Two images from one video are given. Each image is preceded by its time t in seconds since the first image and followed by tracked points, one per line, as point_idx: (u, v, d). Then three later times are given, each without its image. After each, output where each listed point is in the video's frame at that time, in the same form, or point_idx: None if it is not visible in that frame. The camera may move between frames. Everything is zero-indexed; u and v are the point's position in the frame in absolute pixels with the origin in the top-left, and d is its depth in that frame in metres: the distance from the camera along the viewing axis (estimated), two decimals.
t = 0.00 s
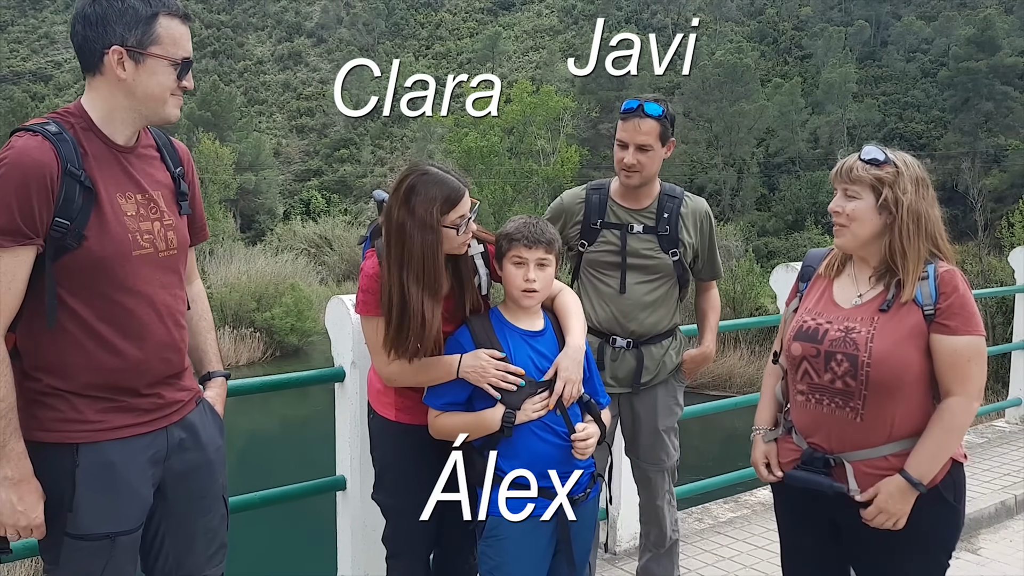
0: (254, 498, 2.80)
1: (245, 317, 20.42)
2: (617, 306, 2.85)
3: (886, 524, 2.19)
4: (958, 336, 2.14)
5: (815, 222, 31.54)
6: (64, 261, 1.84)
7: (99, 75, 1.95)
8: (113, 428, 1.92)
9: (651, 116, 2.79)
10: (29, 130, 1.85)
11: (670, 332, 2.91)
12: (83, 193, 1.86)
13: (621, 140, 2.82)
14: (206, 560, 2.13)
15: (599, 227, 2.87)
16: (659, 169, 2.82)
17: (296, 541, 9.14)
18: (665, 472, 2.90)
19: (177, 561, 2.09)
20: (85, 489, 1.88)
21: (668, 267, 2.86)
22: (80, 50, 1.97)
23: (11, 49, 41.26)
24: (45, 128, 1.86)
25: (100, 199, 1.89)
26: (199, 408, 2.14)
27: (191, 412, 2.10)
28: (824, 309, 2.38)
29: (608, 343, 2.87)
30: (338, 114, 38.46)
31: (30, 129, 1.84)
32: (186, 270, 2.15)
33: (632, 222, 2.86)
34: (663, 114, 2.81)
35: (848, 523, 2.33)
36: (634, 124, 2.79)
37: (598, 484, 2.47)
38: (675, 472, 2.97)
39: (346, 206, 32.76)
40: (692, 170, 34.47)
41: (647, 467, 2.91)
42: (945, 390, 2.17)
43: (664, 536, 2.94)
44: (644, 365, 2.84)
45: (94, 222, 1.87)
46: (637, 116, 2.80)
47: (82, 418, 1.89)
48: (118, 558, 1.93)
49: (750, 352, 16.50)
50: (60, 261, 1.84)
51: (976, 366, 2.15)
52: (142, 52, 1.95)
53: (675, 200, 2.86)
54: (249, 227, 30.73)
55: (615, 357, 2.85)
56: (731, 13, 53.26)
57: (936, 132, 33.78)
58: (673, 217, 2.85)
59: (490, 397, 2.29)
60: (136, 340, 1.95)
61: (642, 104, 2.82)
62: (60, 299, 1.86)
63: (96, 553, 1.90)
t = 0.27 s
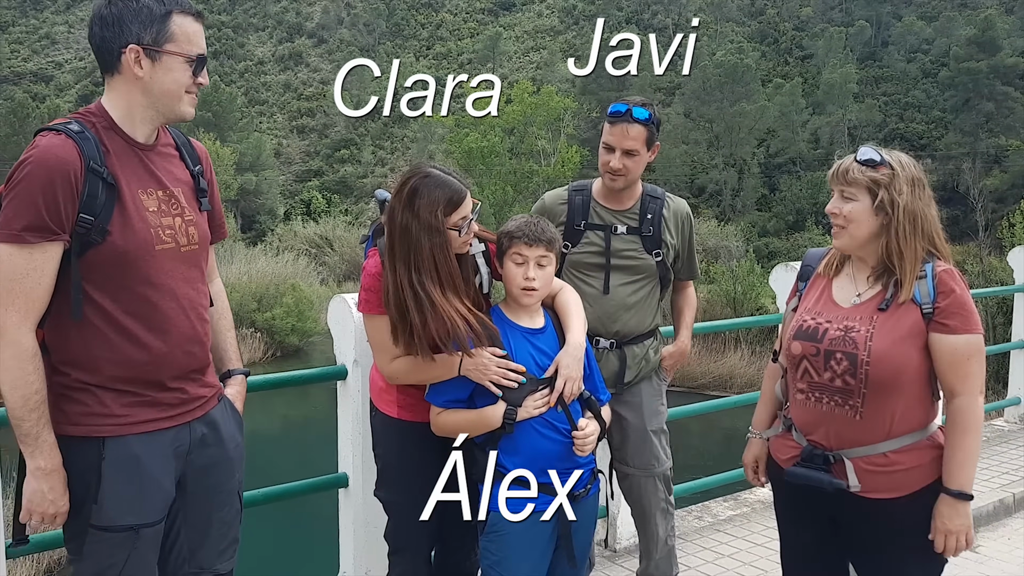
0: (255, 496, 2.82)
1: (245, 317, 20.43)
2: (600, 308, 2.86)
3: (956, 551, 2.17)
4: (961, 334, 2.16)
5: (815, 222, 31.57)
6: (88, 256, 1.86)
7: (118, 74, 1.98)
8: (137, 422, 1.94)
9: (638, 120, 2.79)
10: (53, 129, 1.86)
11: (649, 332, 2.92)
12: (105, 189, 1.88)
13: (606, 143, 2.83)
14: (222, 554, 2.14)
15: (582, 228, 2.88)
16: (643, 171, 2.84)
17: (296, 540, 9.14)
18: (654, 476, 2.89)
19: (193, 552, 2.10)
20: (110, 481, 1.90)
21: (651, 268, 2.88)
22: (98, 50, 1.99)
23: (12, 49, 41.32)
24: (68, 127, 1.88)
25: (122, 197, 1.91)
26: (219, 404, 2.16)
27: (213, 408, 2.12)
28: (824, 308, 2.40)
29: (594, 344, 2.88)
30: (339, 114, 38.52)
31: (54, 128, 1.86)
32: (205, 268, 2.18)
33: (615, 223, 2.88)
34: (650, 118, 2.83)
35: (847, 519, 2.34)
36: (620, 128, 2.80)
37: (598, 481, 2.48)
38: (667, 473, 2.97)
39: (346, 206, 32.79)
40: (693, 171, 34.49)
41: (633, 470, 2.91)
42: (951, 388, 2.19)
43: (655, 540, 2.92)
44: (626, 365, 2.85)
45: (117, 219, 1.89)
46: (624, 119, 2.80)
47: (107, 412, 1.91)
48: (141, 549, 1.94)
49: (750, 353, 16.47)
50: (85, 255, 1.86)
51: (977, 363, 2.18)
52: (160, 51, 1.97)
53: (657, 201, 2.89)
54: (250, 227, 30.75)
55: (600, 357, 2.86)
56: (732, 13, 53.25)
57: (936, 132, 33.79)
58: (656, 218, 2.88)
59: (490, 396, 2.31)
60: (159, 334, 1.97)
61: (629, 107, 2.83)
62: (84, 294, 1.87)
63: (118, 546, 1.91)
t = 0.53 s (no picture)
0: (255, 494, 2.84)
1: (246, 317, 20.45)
2: (604, 308, 2.87)
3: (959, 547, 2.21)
4: (959, 333, 2.18)
5: (816, 223, 31.60)
6: (110, 255, 1.88)
7: (139, 77, 2.00)
8: (156, 418, 1.95)
9: (639, 122, 2.78)
10: (76, 131, 1.88)
11: (652, 331, 2.93)
12: (127, 189, 1.90)
13: (608, 144, 2.82)
14: (232, 551, 2.14)
15: (585, 228, 2.88)
16: (644, 171, 2.84)
17: (297, 540, 9.15)
18: (654, 474, 2.91)
19: (203, 546, 2.10)
20: (129, 478, 1.91)
21: (654, 266, 2.89)
22: (120, 54, 2.01)
23: (13, 50, 41.40)
24: (91, 128, 1.90)
25: (143, 196, 1.93)
26: (236, 401, 2.17)
27: (230, 405, 2.14)
28: (821, 308, 2.42)
29: (597, 343, 2.89)
30: (340, 115, 38.59)
31: (77, 130, 1.88)
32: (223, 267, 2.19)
33: (617, 223, 2.88)
34: (650, 120, 2.81)
35: (844, 516, 2.36)
36: (621, 130, 2.78)
37: (598, 479, 2.50)
38: (664, 470, 2.99)
39: (347, 206, 32.82)
40: (694, 171, 34.52)
41: (634, 469, 2.92)
42: (950, 386, 2.22)
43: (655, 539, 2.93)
44: (631, 363, 2.86)
45: (140, 218, 1.91)
46: (625, 121, 2.79)
47: (128, 408, 1.93)
48: (156, 544, 1.95)
49: (750, 353, 16.50)
50: (108, 254, 1.88)
51: (976, 362, 2.20)
52: (179, 53, 2.00)
53: (658, 200, 2.90)
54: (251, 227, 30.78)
55: (604, 356, 2.87)
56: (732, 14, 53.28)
57: (937, 133, 33.81)
58: (658, 217, 2.89)
59: (490, 394, 2.32)
60: (180, 331, 1.99)
61: (631, 108, 2.81)
62: (107, 291, 1.89)
63: (134, 540, 1.92)
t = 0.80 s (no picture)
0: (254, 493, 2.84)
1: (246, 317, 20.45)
2: (613, 307, 2.85)
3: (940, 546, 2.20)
4: (955, 332, 2.18)
5: (817, 223, 31.59)
6: (126, 254, 1.87)
7: (155, 78, 1.99)
8: (168, 416, 1.93)
9: (643, 121, 2.77)
10: (92, 131, 1.87)
11: (662, 331, 2.92)
12: (143, 189, 1.88)
13: (612, 144, 2.81)
14: (237, 548, 2.13)
15: (593, 230, 2.87)
16: (649, 171, 2.84)
17: (297, 540, 9.15)
18: (658, 471, 2.93)
19: (209, 541, 2.08)
20: (140, 476, 1.89)
21: (662, 265, 2.88)
22: (137, 55, 2.00)
23: (14, 50, 41.46)
24: (109, 129, 1.89)
25: (159, 196, 1.92)
26: (246, 400, 2.15)
27: (240, 404, 2.12)
28: (819, 307, 2.43)
29: (606, 343, 2.87)
30: (340, 115, 38.64)
31: (93, 130, 1.87)
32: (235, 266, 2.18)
33: (625, 222, 2.87)
34: (654, 120, 2.80)
35: (841, 515, 2.37)
36: (625, 129, 2.77)
37: (598, 478, 2.50)
38: (668, 469, 2.99)
39: (347, 206, 32.82)
40: (695, 171, 34.51)
41: (640, 465, 2.94)
42: (946, 386, 2.22)
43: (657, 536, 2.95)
44: (641, 362, 2.85)
45: (155, 217, 1.90)
46: (628, 121, 2.78)
47: (141, 406, 1.91)
48: (165, 540, 1.93)
49: (752, 353, 16.47)
50: (123, 254, 1.86)
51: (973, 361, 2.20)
52: (196, 55, 1.98)
53: (665, 199, 2.88)
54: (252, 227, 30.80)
55: (613, 356, 2.86)
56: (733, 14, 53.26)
57: (938, 133, 33.78)
58: (665, 216, 2.87)
59: (490, 393, 2.33)
60: (194, 329, 1.98)
61: (634, 109, 2.80)
62: (123, 291, 1.88)
63: (144, 537, 1.90)
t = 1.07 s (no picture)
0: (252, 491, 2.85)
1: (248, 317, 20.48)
2: (619, 306, 2.84)
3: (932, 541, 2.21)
4: (952, 331, 2.18)
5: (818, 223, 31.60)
6: (133, 253, 1.86)
7: (164, 79, 1.97)
8: (171, 416, 1.92)
9: (647, 122, 2.76)
10: (102, 130, 1.86)
11: (670, 331, 2.91)
12: (153, 189, 1.87)
13: (616, 144, 2.81)
14: (237, 547, 2.12)
15: (597, 229, 2.86)
16: (653, 171, 2.82)
17: (298, 539, 9.14)
18: (661, 470, 2.93)
19: (210, 541, 2.08)
20: (144, 475, 1.88)
21: (668, 264, 2.86)
22: (146, 56, 1.98)
23: (16, 50, 41.56)
24: (119, 129, 1.88)
25: (167, 197, 1.91)
26: (249, 400, 2.14)
27: (244, 404, 2.11)
28: (817, 307, 2.43)
29: (612, 343, 2.87)
30: (342, 115, 38.73)
31: (102, 130, 1.86)
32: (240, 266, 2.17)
33: (629, 222, 2.86)
34: (659, 120, 2.79)
35: (840, 515, 2.37)
36: (629, 130, 2.76)
37: (596, 477, 2.50)
38: (671, 469, 2.99)
39: (349, 207, 32.85)
40: (696, 171, 34.54)
41: (642, 464, 2.95)
42: (944, 384, 2.21)
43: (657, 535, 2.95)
44: (646, 363, 2.85)
45: (163, 217, 1.89)
46: (632, 121, 2.77)
47: (145, 405, 1.90)
48: (167, 540, 1.91)
49: (753, 354, 16.46)
50: (130, 253, 1.85)
51: (970, 361, 2.20)
52: (204, 54, 1.97)
53: (671, 198, 2.86)
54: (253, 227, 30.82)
55: (618, 356, 2.86)
56: (735, 14, 53.22)
57: (940, 133, 33.78)
58: (670, 215, 2.85)
59: (490, 392, 2.32)
60: (198, 327, 1.96)
61: (638, 109, 2.79)
62: (130, 290, 1.87)
63: (147, 535, 1.89)
